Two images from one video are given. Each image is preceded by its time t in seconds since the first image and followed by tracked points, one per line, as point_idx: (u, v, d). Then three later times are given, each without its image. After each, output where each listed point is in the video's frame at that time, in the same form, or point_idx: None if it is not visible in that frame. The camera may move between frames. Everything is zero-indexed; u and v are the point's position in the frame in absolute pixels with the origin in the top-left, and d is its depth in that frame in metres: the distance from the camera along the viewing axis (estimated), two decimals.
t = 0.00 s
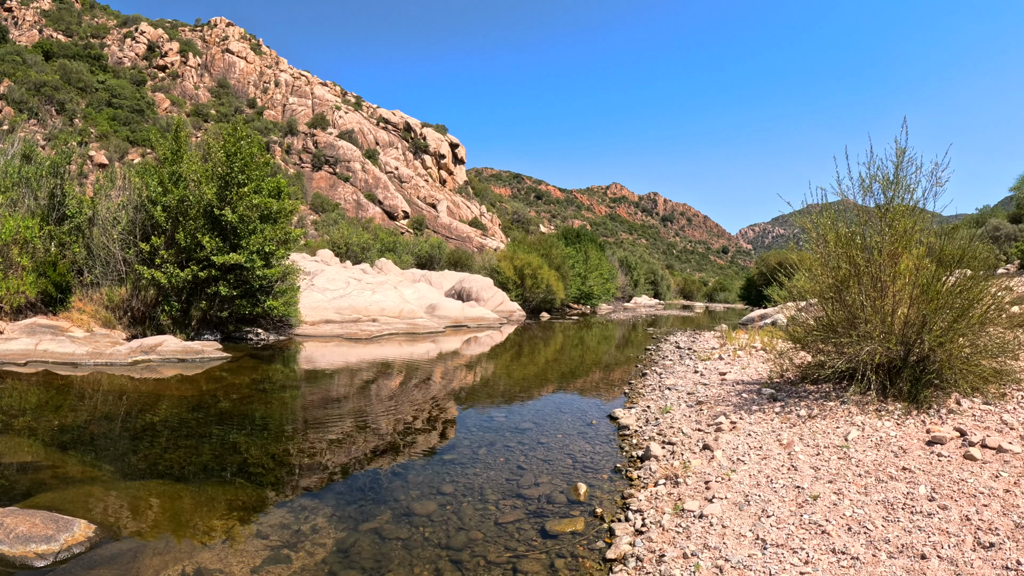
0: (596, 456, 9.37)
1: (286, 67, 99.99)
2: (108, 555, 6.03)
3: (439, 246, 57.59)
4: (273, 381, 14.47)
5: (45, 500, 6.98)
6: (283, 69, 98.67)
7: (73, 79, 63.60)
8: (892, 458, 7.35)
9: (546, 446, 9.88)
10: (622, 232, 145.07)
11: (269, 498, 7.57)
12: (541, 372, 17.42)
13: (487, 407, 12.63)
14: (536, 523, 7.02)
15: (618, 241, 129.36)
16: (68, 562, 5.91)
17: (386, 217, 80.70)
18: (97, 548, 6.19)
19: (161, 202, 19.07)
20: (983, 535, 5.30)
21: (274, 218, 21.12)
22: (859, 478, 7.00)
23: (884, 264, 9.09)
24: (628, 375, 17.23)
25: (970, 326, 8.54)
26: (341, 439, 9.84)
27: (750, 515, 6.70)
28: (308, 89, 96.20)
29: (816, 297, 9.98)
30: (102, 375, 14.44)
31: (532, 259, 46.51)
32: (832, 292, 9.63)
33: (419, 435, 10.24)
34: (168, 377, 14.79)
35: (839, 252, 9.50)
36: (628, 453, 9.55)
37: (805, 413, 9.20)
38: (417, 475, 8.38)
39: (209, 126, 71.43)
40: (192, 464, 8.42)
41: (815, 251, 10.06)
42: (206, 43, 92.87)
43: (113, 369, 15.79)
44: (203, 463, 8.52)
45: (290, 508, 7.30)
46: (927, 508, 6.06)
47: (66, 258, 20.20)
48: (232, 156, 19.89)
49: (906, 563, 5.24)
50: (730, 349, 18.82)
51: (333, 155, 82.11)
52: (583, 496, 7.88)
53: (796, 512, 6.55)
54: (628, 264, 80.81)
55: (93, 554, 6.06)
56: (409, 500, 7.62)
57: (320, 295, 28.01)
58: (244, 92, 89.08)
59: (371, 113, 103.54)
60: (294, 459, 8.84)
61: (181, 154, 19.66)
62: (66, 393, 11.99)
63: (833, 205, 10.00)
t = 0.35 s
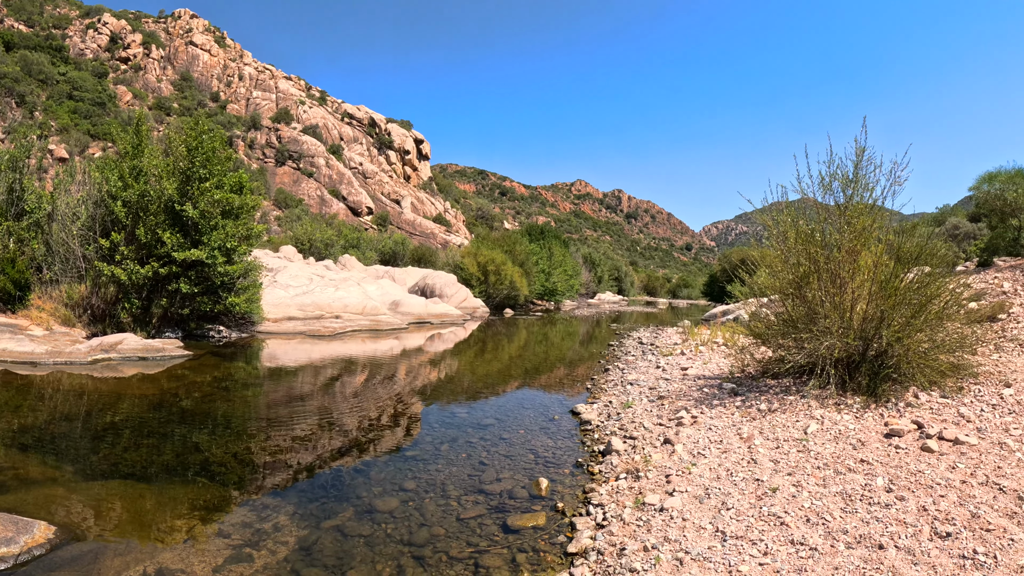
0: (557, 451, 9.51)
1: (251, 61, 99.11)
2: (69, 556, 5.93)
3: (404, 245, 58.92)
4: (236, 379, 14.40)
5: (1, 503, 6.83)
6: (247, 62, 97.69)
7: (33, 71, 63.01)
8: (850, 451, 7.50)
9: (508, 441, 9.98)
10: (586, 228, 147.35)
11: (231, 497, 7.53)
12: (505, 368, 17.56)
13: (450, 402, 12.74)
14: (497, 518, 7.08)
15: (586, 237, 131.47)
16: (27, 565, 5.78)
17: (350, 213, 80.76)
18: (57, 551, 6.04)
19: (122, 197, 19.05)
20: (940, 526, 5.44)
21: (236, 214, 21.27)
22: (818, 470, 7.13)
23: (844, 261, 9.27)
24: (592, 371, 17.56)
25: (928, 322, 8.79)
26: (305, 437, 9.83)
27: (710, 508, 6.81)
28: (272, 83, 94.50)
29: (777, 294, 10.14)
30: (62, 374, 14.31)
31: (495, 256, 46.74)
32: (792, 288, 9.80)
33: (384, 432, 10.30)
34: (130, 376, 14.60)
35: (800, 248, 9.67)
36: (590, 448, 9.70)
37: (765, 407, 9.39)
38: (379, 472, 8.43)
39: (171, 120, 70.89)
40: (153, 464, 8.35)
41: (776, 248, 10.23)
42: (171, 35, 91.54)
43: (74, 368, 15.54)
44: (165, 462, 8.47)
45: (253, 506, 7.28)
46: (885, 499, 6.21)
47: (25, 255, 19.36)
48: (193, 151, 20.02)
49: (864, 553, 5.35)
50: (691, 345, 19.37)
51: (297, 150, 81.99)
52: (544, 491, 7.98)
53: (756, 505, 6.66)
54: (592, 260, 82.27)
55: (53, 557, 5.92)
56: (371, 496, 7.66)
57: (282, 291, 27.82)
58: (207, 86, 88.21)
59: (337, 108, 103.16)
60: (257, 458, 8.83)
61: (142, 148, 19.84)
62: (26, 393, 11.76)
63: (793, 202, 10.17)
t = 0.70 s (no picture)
0: (532, 448, 9.60)
1: (227, 56, 98.28)
2: (41, 556, 5.84)
3: (380, 242, 59.12)
4: (211, 378, 14.32)
5: None
6: (224, 58, 96.95)
7: (6, 65, 63.11)
8: (822, 446, 7.61)
9: (482, 438, 10.04)
10: (562, 226, 148.63)
11: (205, 496, 7.50)
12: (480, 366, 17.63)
13: (426, 400, 12.79)
14: (472, 515, 7.14)
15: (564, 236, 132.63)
16: None
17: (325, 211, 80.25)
18: (29, 551, 5.95)
19: (95, 193, 18.79)
20: (910, 520, 5.56)
21: (210, 211, 21.22)
22: (790, 466, 7.23)
23: (817, 259, 9.39)
24: (567, 368, 17.75)
25: (899, 319, 8.95)
26: (281, 437, 9.79)
27: (683, 504, 6.89)
28: (248, 79, 94.63)
29: (752, 291, 10.26)
30: (34, 373, 14.12)
31: (471, 253, 46.73)
32: (766, 286, 9.93)
33: (360, 431, 10.32)
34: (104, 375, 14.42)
35: (773, 246, 9.75)
36: (563, 445, 9.79)
37: (738, 403, 9.52)
38: (354, 469, 8.47)
39: (146, 115, 70.28)
40: (126, 464, 8.28)
41: (750, 245, 10.33)
42: (146, 29, 90.57)
43: (46, 366, 15.43)
44: (138, 462, 8.41)
45: (228, 505, 7.26)
46: (856, 493, 6.31)
47: None
48: (168, 147, 19.89)
49: (835, 547, 5.43)
50: (665, 342, 19.65)
51: (273, 146, 81.29)
52: (518, 487, 8.06)
53: (728, 500, 6.74)
54: (568, 258, 83.14)
55: (25, 557, 5.82)
56: (346, 494, 7.68)
57: (257, 289, 27.61)
58: (183, 81, 87.35)
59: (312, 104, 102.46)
60: (231, 457, 8.81)
61: (116, 144, 19.57)
62: None
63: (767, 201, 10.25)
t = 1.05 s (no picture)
0: (507, 446, 9.66)
1: (205, 52, 97.38)
2: (14, 558, 5.80)
3: (358, 241, 59.11)
4: (187, 377, 14.23)
5: None
6: (202, 53, 96.10)
7: None
8: (796, 445, 7.71)
9: (457, 437, 10.09)
10: (539, 225, 149.23)
11: (180, 497, 7.49)
12: (458, 366, 17.70)
13: (403, 399, 12.83)
14: (446, 513, 7.18)
15: (542, 235, 133.06)
16: None
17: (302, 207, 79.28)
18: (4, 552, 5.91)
19: (69, 190, 18.64)
20: (882, 517, 5.67)
21: (186, 208, 21.06)
22: (763, 464, 7.33)
23: (791, 260, 9.49)
24: (544, 368, 17.91)
25: (872, 319, 9.09)
26: (258, 437, 9.79)
27: (656, 502, 6.97)
28: (226, 75, 93.47)
29: (727, 290, 10.35)
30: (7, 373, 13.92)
31: (448, 253, 46.81)
32: (740, 286, 10.04)
33: (338, 430, 10.34)
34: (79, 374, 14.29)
35: (747, 247, 9.82)
36: (538, 444, 9.86)
37: (713, 402, 9.66)
38: (330, 469, 8.49)
39: (123, 110, 69.47)
40: (100, 464, 8.24)
41: (725, 246, 10.41)
42: (124, 24, 89.49)
43: (19, 366, 15.28)
44: (112, 462, 8.38)
45: (204, 506, 7.25)
46: (828, 491, 6.42)
47: None
48: (144, 144, 19.87)
49: (806, 544, 5.52)
50: (642, 341, 19.86)
51: (250, 143, 80.71)
52: (493, 486, 8.11)
53: (701, 498, 6.83)
54: (546, 258, 83.71)
55: None
56: (320, 494, 7.71)
57: (233, 288, 27.45)
58: (160, 76, 86.46)
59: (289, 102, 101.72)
60: (206, 457, 8.80)
61: (91, 140, 19.46)
62: None
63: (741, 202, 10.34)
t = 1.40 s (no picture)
0: (485, 446, 9.67)
1: (185, 48, 96.43)
2: None
3: (336, 240, 58.95)
4: (164, 377, 14.09)
5: None
6: (182, 50, 95.18)
7: None
8: (771, 444, 7.79)
9: (434, 437, 10.10)
10: (521, 226, 149.82)
11: (156, 497, 7.43)
12: (436, 365, 17.72)
13: (382, 399, 12.83)
14: (422, 513, 7.19)
15: (523, 235, 133.26)
16: None
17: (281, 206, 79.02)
18: None
19: (45, 186, 18.44)
20: (856, 515, 5.75)
21: (163, 206, 20.89)
22: (739, 463, 7.39)
23: (767, 260, 9.57)
24: (521, 368, 17.99)
25: (849, 320, 9.20)
26: (236, 437, 9.74)
27: (632, 501, 7.01)
28: (205, 71, 92.61)
29: (705, 290, 10.41)
30: None
31: (426, 252, 46.80)
32: (716, 286, 10.12)
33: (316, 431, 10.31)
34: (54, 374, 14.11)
35: (725, 247, 9.87)
36: (515, 443, 9.88)
37: (689, 402, 9.75)
38: (306, 469, 8.47)
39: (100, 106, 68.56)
40: (74, 465, 8.16)
41: (703, 247, 10.46)
42: (102, 18, 88.25)
43: None
44: (87, 462, 8.31)
45: (180, 507, 7.20)
46: (803, 490, 6.48)
47: None
48: (120, 140, 19.80)
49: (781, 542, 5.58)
50: (619, 341, 19.98)
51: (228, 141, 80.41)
52: (469, 486, 8.12)
53: (677, 497, 6.89)
54: (524, 258, 84.18)
55: None
56: (296, 494, 7.68)
57: (210, 287, 27.18)
58: (139, 72, 85.48)
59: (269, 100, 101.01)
60: (182, 457, 8.74)
61: (68, 137, 19.23)
62: None
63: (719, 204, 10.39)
